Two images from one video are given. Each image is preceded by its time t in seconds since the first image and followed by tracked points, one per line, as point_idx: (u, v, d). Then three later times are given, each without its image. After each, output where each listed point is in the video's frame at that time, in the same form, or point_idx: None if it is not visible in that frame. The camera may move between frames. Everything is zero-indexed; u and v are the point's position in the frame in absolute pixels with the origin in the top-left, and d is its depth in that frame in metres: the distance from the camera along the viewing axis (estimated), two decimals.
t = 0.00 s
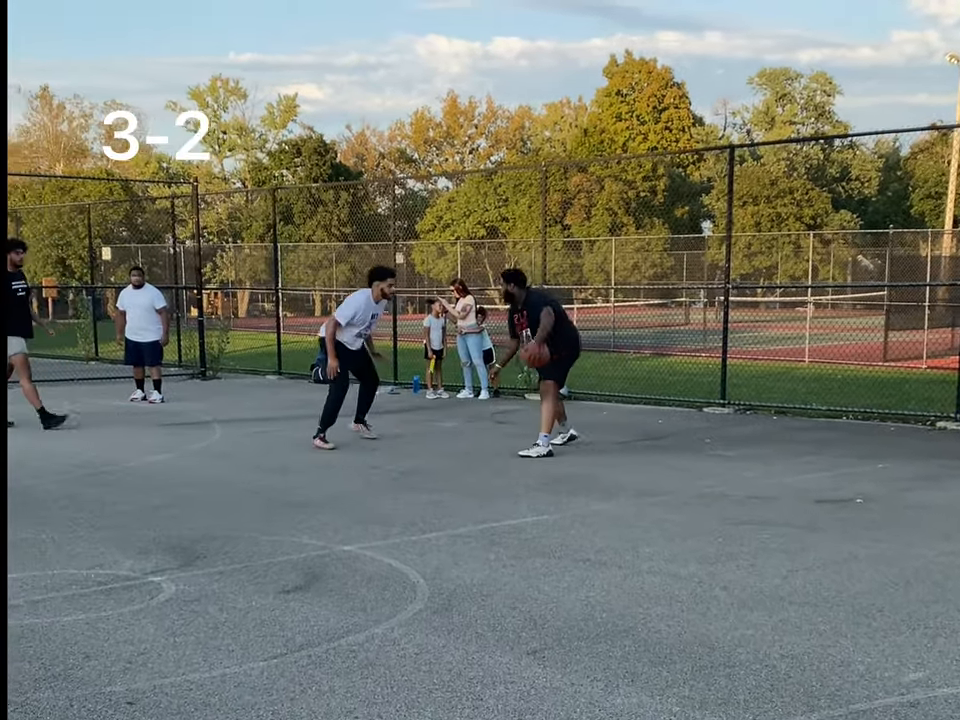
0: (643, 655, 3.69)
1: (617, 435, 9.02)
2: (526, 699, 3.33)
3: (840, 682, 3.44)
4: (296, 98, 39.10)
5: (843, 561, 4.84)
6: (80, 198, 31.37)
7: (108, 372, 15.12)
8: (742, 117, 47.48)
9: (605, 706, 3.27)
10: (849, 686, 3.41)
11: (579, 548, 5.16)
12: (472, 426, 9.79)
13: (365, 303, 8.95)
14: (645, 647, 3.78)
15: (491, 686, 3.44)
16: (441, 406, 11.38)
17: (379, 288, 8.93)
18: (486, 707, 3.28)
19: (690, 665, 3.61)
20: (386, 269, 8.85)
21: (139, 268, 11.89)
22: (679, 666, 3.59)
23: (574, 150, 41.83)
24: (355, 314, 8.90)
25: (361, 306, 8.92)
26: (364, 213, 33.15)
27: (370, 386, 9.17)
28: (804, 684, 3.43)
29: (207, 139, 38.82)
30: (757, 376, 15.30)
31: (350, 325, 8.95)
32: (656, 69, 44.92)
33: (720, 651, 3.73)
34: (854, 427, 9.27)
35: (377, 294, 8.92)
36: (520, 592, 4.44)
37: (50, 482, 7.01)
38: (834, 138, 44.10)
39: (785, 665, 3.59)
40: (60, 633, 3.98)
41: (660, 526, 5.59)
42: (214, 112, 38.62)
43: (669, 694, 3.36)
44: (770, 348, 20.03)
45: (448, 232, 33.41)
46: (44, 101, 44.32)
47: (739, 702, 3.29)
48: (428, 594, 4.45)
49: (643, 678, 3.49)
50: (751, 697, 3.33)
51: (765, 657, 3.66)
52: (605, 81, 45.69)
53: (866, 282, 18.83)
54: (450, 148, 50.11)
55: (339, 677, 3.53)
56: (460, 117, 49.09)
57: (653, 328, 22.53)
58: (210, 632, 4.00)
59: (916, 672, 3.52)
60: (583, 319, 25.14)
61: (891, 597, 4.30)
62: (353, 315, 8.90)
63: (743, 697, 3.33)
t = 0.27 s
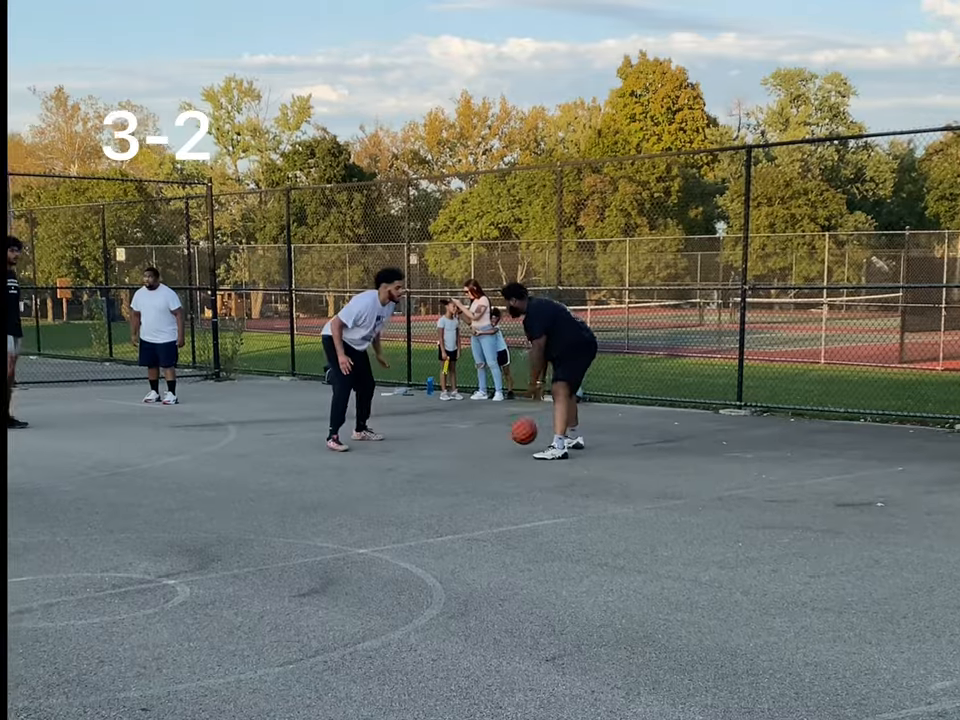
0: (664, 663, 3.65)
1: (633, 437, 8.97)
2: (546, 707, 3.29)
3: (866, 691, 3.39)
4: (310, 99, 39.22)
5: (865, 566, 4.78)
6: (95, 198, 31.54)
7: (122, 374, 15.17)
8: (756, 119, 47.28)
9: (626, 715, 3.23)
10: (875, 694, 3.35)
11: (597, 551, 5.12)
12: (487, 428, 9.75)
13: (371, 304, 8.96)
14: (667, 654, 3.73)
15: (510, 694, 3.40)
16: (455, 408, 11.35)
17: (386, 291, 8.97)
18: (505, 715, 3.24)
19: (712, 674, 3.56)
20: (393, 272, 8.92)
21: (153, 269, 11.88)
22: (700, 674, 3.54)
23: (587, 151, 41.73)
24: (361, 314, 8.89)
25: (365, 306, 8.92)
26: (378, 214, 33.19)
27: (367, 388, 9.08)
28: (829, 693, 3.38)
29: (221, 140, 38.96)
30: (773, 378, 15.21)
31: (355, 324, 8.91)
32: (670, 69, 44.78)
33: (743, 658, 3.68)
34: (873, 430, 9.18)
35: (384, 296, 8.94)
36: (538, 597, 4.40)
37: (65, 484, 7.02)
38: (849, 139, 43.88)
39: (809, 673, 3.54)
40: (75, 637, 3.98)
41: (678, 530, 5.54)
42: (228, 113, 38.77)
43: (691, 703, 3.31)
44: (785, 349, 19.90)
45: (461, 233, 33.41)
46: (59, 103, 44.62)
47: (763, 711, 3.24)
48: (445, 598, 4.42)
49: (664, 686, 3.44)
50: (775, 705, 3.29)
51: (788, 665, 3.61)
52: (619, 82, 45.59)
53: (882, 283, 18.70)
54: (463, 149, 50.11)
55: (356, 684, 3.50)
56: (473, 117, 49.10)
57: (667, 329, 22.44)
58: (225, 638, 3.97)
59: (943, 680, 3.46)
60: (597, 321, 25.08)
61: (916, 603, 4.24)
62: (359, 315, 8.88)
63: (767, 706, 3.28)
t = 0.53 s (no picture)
0: (681, 667, 3.62)
1: (648, 438, 8.92)
2: (560, 711, 3.27)
3: (888, 697, 3.34)
4: (322, 100, 39.30)
5: (883, 569, 4.74)
6: (108, 199, 31.70)
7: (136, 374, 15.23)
8: (769, 119, 47.06)
9: None
10: (896, 700, 3.31)
11: (612, 553, 5.09)
12: (500, 428, 9.72)
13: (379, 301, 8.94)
14: (683, 658, 3.70)
15: (526, 698, 3.38)
16: (467, 408, 11.34)
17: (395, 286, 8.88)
18: None
19: (730, 678, 3.52)
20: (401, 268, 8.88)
21: (166, 269, 11.95)
22: (718, 680, 3.51)
23: (599, 151, 41.64)
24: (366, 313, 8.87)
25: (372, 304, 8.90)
26: (390, 214, 33.22)
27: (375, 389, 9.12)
28: (849, 698, 3.33)
29: (234, 140, 39.08)
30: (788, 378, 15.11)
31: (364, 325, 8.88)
32: (683, 69, 44.62)
33: (761, 663, 3.64)
34: (890, 431, 9.11)
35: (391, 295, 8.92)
36: (552, 600, 4.38)
37: (77, 485, 7.04)
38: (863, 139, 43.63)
39: (828, 678, 3.50)
40: (86, 639, 3.98)
41: (694, 532, 5.50)
42: (240, 113, 38.89)
43: (708, 708, 3.28)
44: (798, 349, 19.77)
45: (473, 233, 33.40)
46: (72, 103, 44.83)
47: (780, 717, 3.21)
48: (458, 600, 4.41)
49: (682, 691, 3.41)
50: (793, 710, 3.25)
51: (808, 669, 3.57)
52: (632, 82, 45.49)
53: (896, 283, 18.55)
54: (476, 149, 50.10)
55: (369, 688, 3.49)
56: (486, 118, 49.10)
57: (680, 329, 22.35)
58: (236, 641, 3.97)
59: None
60: (610, 322, 25.00)
61: (936, 607, 4.19)
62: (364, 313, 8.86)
63: (786, 713, 3.24)
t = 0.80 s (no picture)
0: (695, 670, 3.60)
1: (661, 439, 8.89)
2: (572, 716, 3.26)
3: (903, 700, 3.32)
4: (335, 100, 39.41)
5: (900, 571, 4.70)
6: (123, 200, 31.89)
7: (149, 375, 15.30)
8: (783, 119, 46.86)
9: None
10: (912, 704, 3.29)
11: (624, 555, 5.07)
12: (512, 429, 9.71)
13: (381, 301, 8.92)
14: (697, 661, 3.68)
15: (538, 701, 3.37)
16: (480, 409, 11.33)
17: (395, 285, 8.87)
18: None
19: (744, 682, 3.50)
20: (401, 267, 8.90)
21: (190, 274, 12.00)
22: (732, 683, 3.49)
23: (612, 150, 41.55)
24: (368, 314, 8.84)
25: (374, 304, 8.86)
26: (403, 215, 33.27)
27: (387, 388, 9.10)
28: (866, 702, 3.31)
29: (247, 141, 39.21)
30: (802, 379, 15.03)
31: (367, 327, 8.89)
32: (697, 69, 44.48)
33: (777, 666, 3.62)
34: (905, 431, 9.05)
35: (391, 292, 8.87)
36: (564, 602, 4.37)
37: (91, 486, 7.07)
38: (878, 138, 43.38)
39: (845, 681, 3.47)
40: (97, 641, 3.99)
41: (708, 533, 5.47)
42: (254, 114, 39.04)
43: (722, 712, 3.26)
44: (812, 350, 19.69)
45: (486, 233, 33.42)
46: (87, 105, 45.06)
47: None
48: (471, 602, 4.40)
49: (695, 696, 3.39)
50: (808, 715, 3.23)
51: (823, 673, 3.55)
52: (645, 82, 45.40)
53: (912, 283, 18.44)
54: (489, 149, 50.10)
55: (380, 691, 3.48)
56: (499, 118, 49.10)
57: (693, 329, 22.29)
58: (248, 642, 3.98)
59: None
60: (623, 321, 24.96)
61: (953, 610, 4.16)
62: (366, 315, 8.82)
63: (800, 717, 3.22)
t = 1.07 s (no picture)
0: (707, 675, 3.58)
1: (674, 440, 8.86)
2: None
3: (918, 706, 3.28)
4: (350, 103, 39.53)
5: (915, 574, 4.66)
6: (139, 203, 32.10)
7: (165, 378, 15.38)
8: (798, 120, 46.63)
9: None
10: (927, 709, 3.25)
11: (637, 558, 5.05)
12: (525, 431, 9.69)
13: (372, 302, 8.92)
14: (709, 665, 3.66)
15: (548, 706, 3.36)
16: (493, 410, 11.33)
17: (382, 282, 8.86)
18: None
19: (757, 686, 3.47)
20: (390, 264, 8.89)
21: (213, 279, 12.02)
22: (744, 688, 3.46)
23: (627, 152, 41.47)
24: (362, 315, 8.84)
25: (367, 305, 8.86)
26: (417, 217, 33.33)
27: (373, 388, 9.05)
28: (880, 707, 3.27)
29: (262, 144, 39.38)
30: (817, 380, 14.94)
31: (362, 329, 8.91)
32: (711, 70, 44.32)
33: (790, 670, 3.59)
34: (921, 433, 8.98)
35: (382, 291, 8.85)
36: (576, 606, 4.35)
37: (104, 489, 7.11)
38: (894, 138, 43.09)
39: (859, 686, 3.44)
40: (108, 645, 4.01)
41: (721, 536, 5.44)
42: (269, 117, 39.22)
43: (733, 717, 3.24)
44: (827, 351, 19.58)
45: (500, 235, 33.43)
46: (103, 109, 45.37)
47: None
48: (482, 606, 4.39)
49: (707, 701, 3.37)
50: None
51: (837, 677, 3.52)
52: (660, 83, 45.29)
53: (929, 284, 18.29)
54: (503, 151, 50.10)
55: (390, 696, 3.48)
56: (513, 120, 49.11)
57: (708, 330, 22.19)
58: (257, 646, 3.99)
59: None
60: (638, 323, 24.89)
61: None
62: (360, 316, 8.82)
63: None
